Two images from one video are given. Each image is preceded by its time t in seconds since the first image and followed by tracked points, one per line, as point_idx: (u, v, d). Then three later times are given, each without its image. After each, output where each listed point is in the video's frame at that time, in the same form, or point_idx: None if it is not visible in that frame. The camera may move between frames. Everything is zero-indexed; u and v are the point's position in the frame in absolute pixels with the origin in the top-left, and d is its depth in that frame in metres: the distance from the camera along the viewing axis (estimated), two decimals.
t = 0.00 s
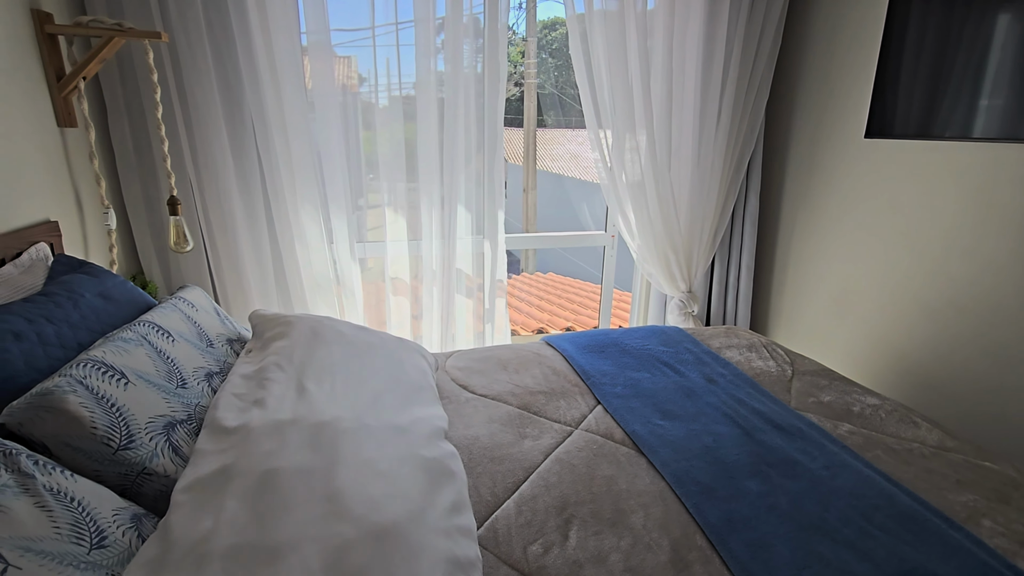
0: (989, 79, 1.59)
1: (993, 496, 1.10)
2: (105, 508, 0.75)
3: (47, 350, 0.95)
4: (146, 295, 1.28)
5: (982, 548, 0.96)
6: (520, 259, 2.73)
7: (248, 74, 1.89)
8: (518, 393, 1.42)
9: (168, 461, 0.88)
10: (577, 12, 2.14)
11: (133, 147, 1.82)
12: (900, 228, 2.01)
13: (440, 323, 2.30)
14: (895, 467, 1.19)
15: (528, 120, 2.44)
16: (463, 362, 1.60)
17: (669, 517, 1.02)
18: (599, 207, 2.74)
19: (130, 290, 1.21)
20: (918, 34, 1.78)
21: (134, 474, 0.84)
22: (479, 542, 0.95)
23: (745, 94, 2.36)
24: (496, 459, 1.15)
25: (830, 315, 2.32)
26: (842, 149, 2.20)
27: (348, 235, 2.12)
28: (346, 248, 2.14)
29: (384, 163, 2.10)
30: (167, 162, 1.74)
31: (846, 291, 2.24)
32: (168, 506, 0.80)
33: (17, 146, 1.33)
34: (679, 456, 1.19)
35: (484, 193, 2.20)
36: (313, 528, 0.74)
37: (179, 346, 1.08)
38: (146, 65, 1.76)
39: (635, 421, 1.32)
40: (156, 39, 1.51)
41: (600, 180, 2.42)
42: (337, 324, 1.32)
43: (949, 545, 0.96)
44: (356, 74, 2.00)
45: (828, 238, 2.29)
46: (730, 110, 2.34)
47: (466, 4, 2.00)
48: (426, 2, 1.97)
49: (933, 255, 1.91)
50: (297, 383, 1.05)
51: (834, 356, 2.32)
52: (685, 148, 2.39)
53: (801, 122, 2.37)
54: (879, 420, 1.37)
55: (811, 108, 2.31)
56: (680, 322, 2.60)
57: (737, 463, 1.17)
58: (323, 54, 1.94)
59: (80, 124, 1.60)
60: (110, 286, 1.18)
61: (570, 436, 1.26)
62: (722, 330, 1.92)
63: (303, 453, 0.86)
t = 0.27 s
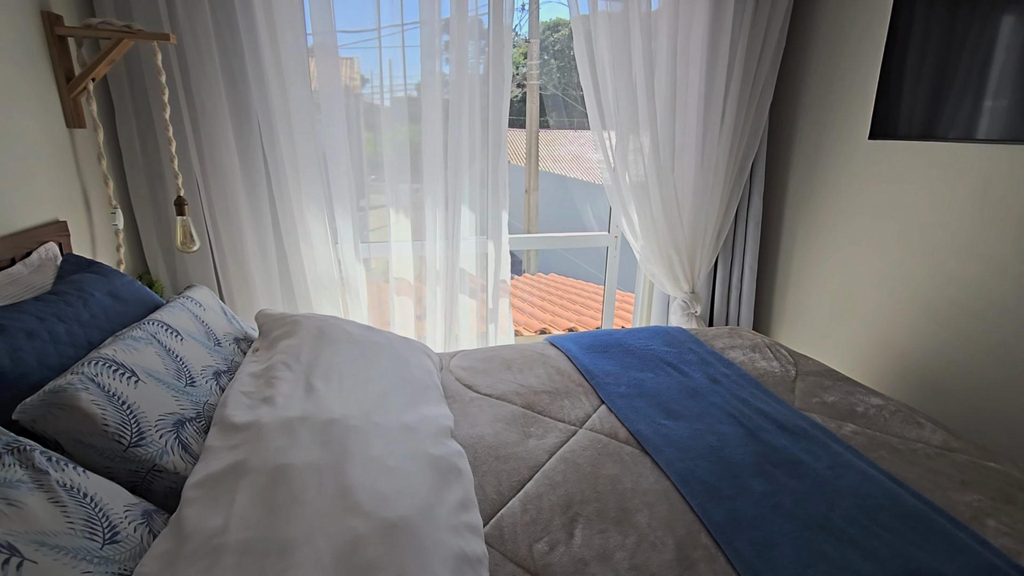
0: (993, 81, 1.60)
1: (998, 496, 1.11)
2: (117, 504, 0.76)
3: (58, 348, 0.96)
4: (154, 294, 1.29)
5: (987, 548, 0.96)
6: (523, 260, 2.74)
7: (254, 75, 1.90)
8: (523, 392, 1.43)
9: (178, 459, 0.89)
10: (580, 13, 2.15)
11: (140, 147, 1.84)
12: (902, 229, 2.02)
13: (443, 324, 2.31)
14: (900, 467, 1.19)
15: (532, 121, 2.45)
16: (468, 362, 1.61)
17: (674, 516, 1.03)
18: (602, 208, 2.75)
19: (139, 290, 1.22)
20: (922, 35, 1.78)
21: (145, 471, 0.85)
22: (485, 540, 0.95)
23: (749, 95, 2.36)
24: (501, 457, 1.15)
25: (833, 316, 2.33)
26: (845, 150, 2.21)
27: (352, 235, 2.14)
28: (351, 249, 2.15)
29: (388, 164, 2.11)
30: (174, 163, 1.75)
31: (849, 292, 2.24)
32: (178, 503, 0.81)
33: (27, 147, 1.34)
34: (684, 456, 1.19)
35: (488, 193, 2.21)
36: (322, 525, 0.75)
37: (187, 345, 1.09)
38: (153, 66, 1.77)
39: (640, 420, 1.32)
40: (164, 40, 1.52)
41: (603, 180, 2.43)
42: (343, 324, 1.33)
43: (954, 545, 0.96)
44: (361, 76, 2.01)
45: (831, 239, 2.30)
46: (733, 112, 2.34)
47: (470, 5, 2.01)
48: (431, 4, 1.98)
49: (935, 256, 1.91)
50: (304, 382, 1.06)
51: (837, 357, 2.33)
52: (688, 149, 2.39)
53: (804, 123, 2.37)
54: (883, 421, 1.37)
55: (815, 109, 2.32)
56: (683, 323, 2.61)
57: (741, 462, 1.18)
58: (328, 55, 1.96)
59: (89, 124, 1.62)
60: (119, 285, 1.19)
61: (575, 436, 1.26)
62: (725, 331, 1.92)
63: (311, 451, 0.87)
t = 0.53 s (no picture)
0: (993, 81, 1.60)
1: (995, 496, 1.11)
2: (115, 503, 0.77)
3: (58, 347, 0.96)
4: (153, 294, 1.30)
5: (984, 549, 0.96)
6: (523, 261, 2.74)
7: (254, 76, 1.91)
8: (521, 392, 1.43)
9: (176, 458, 0.89)
10: (580, 14, 2.15)
11: (140, 148, 1.84)
12: (902, 230, 2.02)
13: (443, 324, 2.31)
14: (897, 468, 1.19)
15: (532, 122, 2.45)
16: (466, 362, 1.61)
17: (670, 516, 1.03)
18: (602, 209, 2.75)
19: (139, 290, 1.22)
20: (922, 36, 1.78)
21: (143, 470, 0.86)
22: (482, 540, 0.96)
23: (749, 96, 2.36)
24: (499, 457, 1.16)
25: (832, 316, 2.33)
26: (845, 150, 2.21)
27: (352, 236, 2.14)
28: (351, 249, 2.16)
29: (388, 165, 2.11)
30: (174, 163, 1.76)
31: (848, 292, 2.24)
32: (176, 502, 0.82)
33: (27, 148, 1.35)
34: (681, 456, 1.20)
35: (488, 194, 2.21)
36: (320, 524, 0.75)
37: (186, 345, 1.09)
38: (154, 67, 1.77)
39: (637, 420, 1.32)
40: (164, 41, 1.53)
41: (603, 181, 2.43)
42: (342, 324, 1.34)
43: (950, 545, 0.96)
44: (361, 77, 2.02)
45: (831, 240, 2.30)
46: (733, 112, 2.34)
47: (470, 5, 2.02)
48: (431, 5, 1.99)
49: (934, 256, 1.91)
50: (303, 381, 1.06)
51: (837, 358, 2.33)
52: (687, 149, 2.40)
53: (804, 123, 2.37)
54: (881, 421, 1.37)
55: (814, 110, 2.32)
56: (683, 323, 2.62)
57: (738, 462, 1.18)
58: (329, 56, 1.96)
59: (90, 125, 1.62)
60: (119, 285, 1.19)
61: (573, 436, 1.26)
62: (724, 331, 1.92)
63: (309, 450, 0.87)
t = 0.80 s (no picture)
0: (995, 81, 1.59)
1: (996, 496, 1.11)
2: (114, 501, 0.77)
3: (58, 345, 0.96)
4: (154, 293, 1.30)
5: (984, 549, 0.96)
6: (524, 260, 2.74)
7: (256, 75, 1.91)
8: (521, 392, 1.43)
9: (175, 456, 0.89)
10: (582, 14, 2.15)
11: (142, 147, 1.85)
12: (903, 229, 2.01)
13: (444, 324, 2.31)
14: (898, 468, 1.19)
15: (533, 121, 2.45)
16: (466, 362, 1.61)
17: (670, 516, 1.03)
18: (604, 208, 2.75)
19: (139, 289, 1.22)
20: (924, 35, 1.78)
21: (142, 468, 0.86)
22: (481, 539, 0.96)
23: (750, 96, 2.36)
24: (498, 456, 1.15)
25: (833, 316, 2.32)
26: (847, 149, 2.20)
27: (353, 235, 2.14)
28: (351, 249, 2.16)
29: (389, 164, 2.11)
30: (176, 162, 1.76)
31: (849, 292, 2.24)
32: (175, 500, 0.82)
33: (29, 147, 1.35)
34: (681, 456, 1.19)
35: (489, 194, 2.21)
36: (319, 522, 0.75)
37: (186, 343, 1.09)
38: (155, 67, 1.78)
39: (637, 420, 1.32)
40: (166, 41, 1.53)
41: (604, 181, 2.43)
42: (342, 323, 1.34)
43: (950, 545, 0.96)
44: (362, 76, 2.02)
45: (832, 240, 2.30)
46: (734, 112, 2.34)
47: (471, 5, 2.02)
48: (432, 5, 1.99)
49: (936, 256, 1.91)
50: (302, 380, 1.06)
51: (837, 358, 2.32)
52: (689, 149, 2.39)
53: (806, 123, 2.37)
54: (881, 421, 1.37)
55: (816, 110, 2.31)
56: (684, 323, 2.61)
57: (738, 462, 1.18)
58: (330, 55, 1.96)
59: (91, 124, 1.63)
60: (119, 284, 1.19)
61: (572, 435, 1.26)
62: (725, 331, 1.92)
63: (308, 449, 0.87)
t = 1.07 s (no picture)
0: (995, 82, 1.59)
1: (994, 497, 1.11)
2: (112, 499, 0.77)
3: (58, 344, 0.97)
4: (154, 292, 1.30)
5: (982, 550, 0.96)
6: (524, 260, 2.74)
7: (256, 75, 1.92)
8: (520, 392, 1.43)
9: (174, 454, 0.90)
10: (582, 14, 2.15)
11: (143, 146, 1.85)
12: (904, 230, 2.01)
13: (444, 324, 2.31)
14: (896, 469, 1.19)
15: (534, 122, 2.45)
16: (466, 361, 1.61)
17: (668, 516, 1.03)
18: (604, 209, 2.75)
19: (139, 287, 1.23)
20: (925, 36, 1.78)
21: (141, 466, 0.86)
22: (479, 538, 0.96)
23: (750, 96, 2.36)
24: (497, 456, 1.16)
25: (834, 316, 2.32)
26: (847, 149, 2.20)
27: (353, 235, 2.15)
28: (352, 249, 2.16)
29: (389, 164, 2.12)
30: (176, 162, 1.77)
31: (850, 293, 2.24)
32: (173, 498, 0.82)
33: (29, 146, 1.35)
34: (680, 456, 1.19)
35: (489, 194, 2.21)
36: (317, 520, 0.76)
37: (186, 342, 1.10)
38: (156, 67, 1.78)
39: (636, 420, 1.32)
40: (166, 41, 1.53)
41: (604, 181, 2.43)
42: (341, 322, 1.34)
43: (948, 546, 0.96)
44: (363, 76, 2.02)
45: (832, 240, 2.30)
46: (734, 113, 2.34)
47: (472, 5, 2.02)
48: (432, 5, 1.99)
49: (936, 257, 1.91)
50: (301, 379, 1.07)
51: (838, 359, 2.32)
52: (689, 150, 2.39)
53: (806, 123, 2.37)
54: (880, 422, 1.37)
55: (816, 110, 2.32)
56: (684, 323, 2.61)
57: (737, 462, 1.18)
58: (330, 55, 1.96)
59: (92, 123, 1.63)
60: (119, 282, 1.20)
61: (571, 435, 1.27)
62: (725, 331, 1.92)
63: (306, 448, 0.87)
